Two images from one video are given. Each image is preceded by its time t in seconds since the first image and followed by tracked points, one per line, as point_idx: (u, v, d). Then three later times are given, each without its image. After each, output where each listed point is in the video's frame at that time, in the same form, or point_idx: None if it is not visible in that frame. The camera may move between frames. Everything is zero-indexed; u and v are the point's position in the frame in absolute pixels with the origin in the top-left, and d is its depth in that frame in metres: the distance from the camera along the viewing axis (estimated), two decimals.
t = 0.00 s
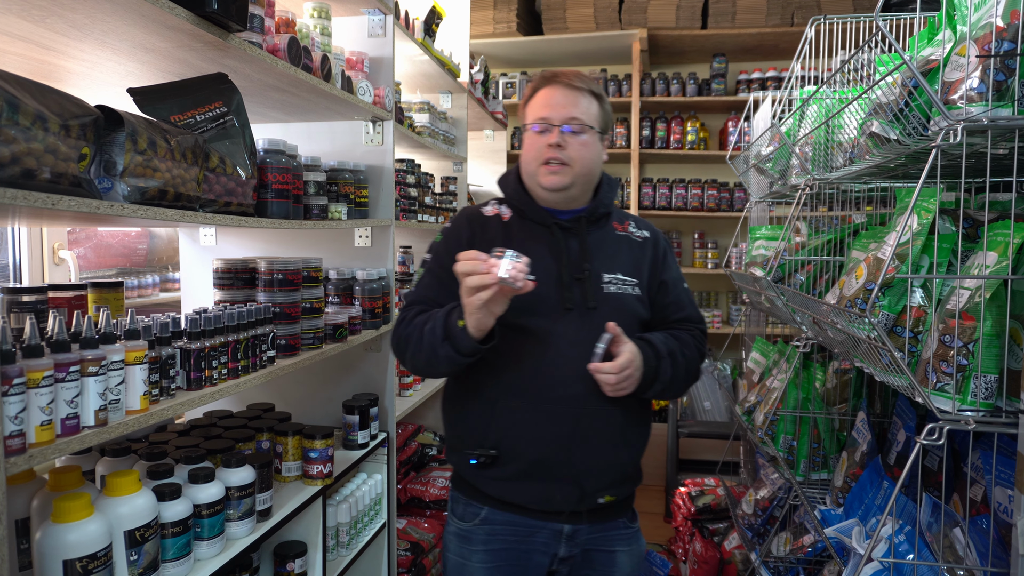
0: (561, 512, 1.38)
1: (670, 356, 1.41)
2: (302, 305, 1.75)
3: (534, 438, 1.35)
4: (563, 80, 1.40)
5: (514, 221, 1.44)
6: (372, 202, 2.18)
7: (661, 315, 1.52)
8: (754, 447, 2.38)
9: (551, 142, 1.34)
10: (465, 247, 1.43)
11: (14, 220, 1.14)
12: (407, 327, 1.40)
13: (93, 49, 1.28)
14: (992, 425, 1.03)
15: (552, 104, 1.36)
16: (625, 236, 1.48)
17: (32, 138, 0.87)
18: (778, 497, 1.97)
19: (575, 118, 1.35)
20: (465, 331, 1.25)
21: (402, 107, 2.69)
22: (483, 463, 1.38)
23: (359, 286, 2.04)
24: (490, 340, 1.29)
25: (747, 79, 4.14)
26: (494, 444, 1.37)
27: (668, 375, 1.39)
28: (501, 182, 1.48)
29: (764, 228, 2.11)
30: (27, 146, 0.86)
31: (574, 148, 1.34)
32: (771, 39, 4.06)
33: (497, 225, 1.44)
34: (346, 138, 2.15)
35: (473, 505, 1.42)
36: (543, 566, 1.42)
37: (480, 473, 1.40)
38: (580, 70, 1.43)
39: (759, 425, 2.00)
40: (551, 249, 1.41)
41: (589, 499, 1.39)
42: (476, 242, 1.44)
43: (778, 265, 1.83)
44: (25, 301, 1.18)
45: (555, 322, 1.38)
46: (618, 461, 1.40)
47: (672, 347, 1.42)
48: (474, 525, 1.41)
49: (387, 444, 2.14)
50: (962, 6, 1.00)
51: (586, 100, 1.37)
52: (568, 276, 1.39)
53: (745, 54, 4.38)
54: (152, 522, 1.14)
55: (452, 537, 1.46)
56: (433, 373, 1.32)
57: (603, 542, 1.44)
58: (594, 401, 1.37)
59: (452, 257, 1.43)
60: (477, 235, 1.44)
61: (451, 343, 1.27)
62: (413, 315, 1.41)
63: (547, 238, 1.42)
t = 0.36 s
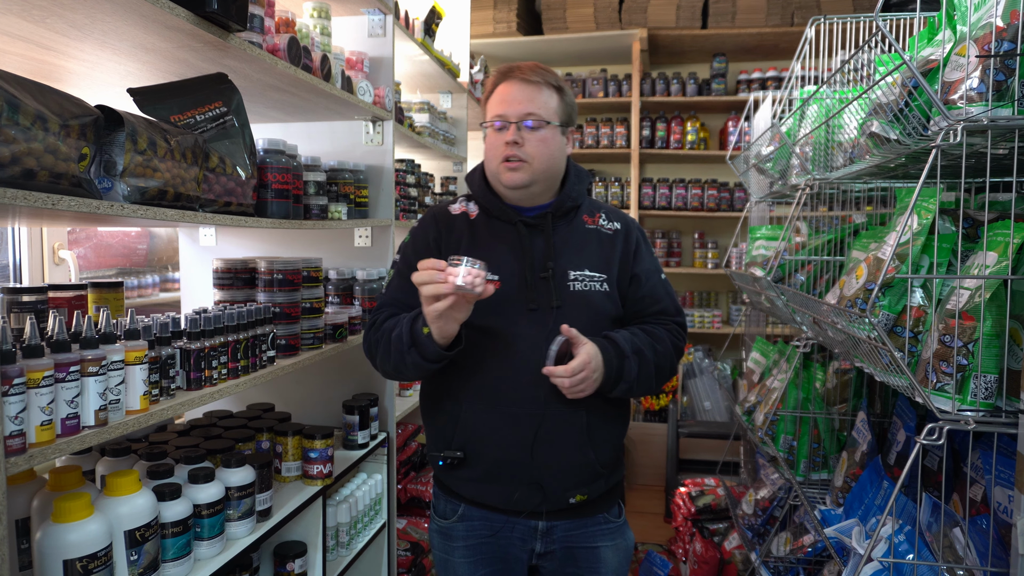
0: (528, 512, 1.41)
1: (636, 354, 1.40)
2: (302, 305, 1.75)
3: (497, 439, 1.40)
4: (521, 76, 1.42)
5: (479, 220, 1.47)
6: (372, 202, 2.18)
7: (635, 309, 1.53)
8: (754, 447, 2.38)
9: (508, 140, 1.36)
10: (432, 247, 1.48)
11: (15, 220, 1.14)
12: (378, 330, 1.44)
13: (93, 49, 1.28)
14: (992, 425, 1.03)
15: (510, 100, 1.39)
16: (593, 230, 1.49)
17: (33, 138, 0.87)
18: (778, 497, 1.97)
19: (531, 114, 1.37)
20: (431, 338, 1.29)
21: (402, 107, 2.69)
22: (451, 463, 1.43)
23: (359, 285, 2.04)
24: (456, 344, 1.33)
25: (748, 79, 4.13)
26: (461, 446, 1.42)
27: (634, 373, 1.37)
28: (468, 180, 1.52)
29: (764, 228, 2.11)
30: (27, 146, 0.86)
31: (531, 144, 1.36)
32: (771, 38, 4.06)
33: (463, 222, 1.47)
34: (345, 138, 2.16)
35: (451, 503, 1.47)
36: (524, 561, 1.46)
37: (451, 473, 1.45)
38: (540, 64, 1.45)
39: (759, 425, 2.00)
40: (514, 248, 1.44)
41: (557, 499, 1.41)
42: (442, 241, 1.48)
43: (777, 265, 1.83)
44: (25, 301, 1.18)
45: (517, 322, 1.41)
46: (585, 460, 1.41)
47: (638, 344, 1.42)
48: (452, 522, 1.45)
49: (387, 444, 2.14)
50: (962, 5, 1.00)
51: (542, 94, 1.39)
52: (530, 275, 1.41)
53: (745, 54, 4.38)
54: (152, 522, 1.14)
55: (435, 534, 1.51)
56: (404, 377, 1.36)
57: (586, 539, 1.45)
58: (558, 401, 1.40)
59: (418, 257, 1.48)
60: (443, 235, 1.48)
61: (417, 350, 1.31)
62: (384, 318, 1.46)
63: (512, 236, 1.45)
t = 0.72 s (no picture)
0: (535, 512, 1.41)
1: (643, 355, 1.37)
2: (302, 305, 1.75)
3: (502, 439, 1.40)
4: (532, 76, 1.40)
5: (488, 221, 1.48)
6: (372, 202, 2.18)
7: (645, 311, 1.49)
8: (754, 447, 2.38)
9: (516, 141, 1.36)
10: (440, 248, 1.49)
11: (15, 220, 1.14)
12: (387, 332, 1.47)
13: (93, 49, 1.28)
14: (993, 425, 1.03)
15: (520, 101, 1.37)
16: (601, 231, 1.48)
17: (32, 138, 0.87)
18: (778, 497, 1.97)
19: (540, 116, 1.36)
20: (432, 338, 1.31)
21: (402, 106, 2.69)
22: (457, 462, 1.44)
23: (359, 285, 2.04)
24: (459, 345, 1.34)
25: (748, 79, 4.14)
26: (466, 445, 1.43)
27: (640, 374, 1.35)
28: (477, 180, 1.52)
29: (764, 228, 2.11)
30: (27, 146, 0.86)
31: (540, 146, 1.36)
32: (771, 39, 4.06)
33: (471, 223, 1.48)
34: (345, 138, 2.15)
35: (461, 500, 1.48)
36: (531, 561, 1.47)
37: (458, 471, 1.46)
38: (550, 65, 1.43)
39: (759, 425, 2.00)
40: (521, 248, 1.44)
41: (562, 499, 1.40)
42: (451, 242, 1.50)
43: (777, 265, 1.83)
44: (25, 301, 1.18)
45: (523, 321, 1.41)
46: (592, 462, 1.40)
47: (645, 346, 1.39)
48: (461, 519, 1.46)
49: (387, 444, 2.14)
50: (962, 5, 1.00)
51: (553, 95, 1.38)
52: (536, 275, 1.41)
53: (745, 54, 4.38)
54: (152, 522, 1.14)
55: (443, 531, 1.52)
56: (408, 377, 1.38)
57: (592, 541, 1.44)
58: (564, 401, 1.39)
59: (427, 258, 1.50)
60: (451, 236, 1.50)
61: (420, 350, 1.33)
62: (393, 319, 1.46)
63: (520, 236, 1.45)
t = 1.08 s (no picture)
0: (561, 511, 1.46)
1: (671, 363, 1.41)
2: (302, 305, 1.75)
3: (531, 438, 1.46)
4: (575, 86, 1.46)
5: (525, 225, 1.54)
6: (372, 202, 2.18)
7: (676, 318, 1.53)
8: (754, 447, 2.38)
9: (557, 148, 1.42)
10: (477, 252, 1.56)
11: (14, 220, 1.14)
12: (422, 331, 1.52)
13: (93, 49, 1.28)
14: (992, 425, 1.03)
15: (563, 110, 1.43)
16: (636, 239, 1.53)
17: (32, 138, 0.87)
18: (778, 497, 1.97)
19: (583, 124, 1.42)
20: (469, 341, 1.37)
21: (402, 106, 2.69)
22: (486, 460, 1.51)
23: (359, 285, 2.04)
24: (493, 347, 1.41)
25: (747, 79, 4.14)
26: (495, 443, 1.50)
27: (667, 381, 1.39)
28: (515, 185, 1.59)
29: (764, 228, 2.11)
30: (27, 146, 0.86)
31: (581, 154, 1.41)
32: (771, 39, 4.06)
33: (508, 226, 1.55)
34: (345, 138, 2.15)
35: (482, 494, 1.55)
36: (543, 559, 1.51)
37: (486, 468, 1.53)
38: (592, 76, 1.49)
39: (759, 425, 2.00)
40: (556, 254, 1.50)
41: (588, 500, 1.45)
42: (487, 246, 1.57)
43: (777, 265, 1.83)
44: (25, 301, 1.18)
45: (555, 324, 1.48)
46: (618, 464, 1.45)
47: (674, 353, 1.43)
48: (480, 510, 1.53)
49: (387, 444, 2.14)
50: (962, 6, 1.00)
51: (595, 105, 1.43)
52: (569, 281, 1.48)
53: (745, 54, 4.38)
54: (153, 522, 1.14)
55: (462, 522, 1.58)
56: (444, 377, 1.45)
57: (608, 542, 1.49)
58: (586, 404, 1.45)
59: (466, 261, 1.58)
60: (488, 239, 1.57)
61: (457, 352, 1.40)
62: (430, 320, 1.53)
63: (556, 241, 1.51)
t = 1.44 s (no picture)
0: (564, 509, 1.47)
1: (678, 365, 1.41)
2: (303, 305, 1.75)
3: (537, 434, 1.47)
4: (595, 88, 1.51)
5: (540, 224, 1.59)
6: (372, 202, 2.18)
7: (686, 321, 1.56)
8: (754, 447, 2.38)
9: (574, 148, 1.45)
10: (492, 248, 1.63)
11: (14, 220, 1.14)
12: (434, 324, 1.56)
13: (93, 49, 1.28)
14: (992, 425, 1.03)
15: (582, 111, 1.48)
16: (650, 241, 1.56)
17: (33, 139, 0.87)
18: (778, 497, 1.97)
19: (601, 126, 1.46)
20: (476, 331, 1.39)
21: (402, 107, 2.69)
22: (491, 454, 1.52)
23: (359, 286, 2.04)
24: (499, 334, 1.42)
25: (747, 80, 4.14)
26: (501, 438, 1.52)
27: (674, 383, 1.39)
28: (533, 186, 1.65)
29: (764, 228, 2.11)
30: (27, 146, 0.87)
31: (598, 155, 1.45)
32: (771, 39, 4.06)
33: (523, 225, 1.60)
34: (346, 138, 2.16)
35: (489, 491, 1.56)
36: (550, 558, 1.51)
37: (491, 463, 1.54)
38: (612, 79, 1.54)
39: (759, 424, 2.01)
40: (568, 253, 1.54)
41: (590, 499, 1.46)
42: (501, 242, 1.63)
43: (777, 265, 1.83)
44: (25, 301, 1.18)
45: (565, 322, 1.51)
46: (623, 464, 1.46)
47: (682, 355, 1.43)
48: (487, 508, 1.54)
49: (387, 444, 2.14)
50: (962, 6, 1.00)
51: (612, 107, 1.48)
52: (580, 279, 1.50)
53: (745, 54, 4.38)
54: (153, 522, 1.14)
55: (469, 519, 1.59)
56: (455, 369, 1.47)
57: (611, 541, 1.49)
58: (590, 402, 1.46)
59: (479, 258, 1.63)
60: (502, 235, 1.63)
61: (464, 344, 1.41)
62: (439, 313, 1.59)
63: (569, 241, 1.54)
